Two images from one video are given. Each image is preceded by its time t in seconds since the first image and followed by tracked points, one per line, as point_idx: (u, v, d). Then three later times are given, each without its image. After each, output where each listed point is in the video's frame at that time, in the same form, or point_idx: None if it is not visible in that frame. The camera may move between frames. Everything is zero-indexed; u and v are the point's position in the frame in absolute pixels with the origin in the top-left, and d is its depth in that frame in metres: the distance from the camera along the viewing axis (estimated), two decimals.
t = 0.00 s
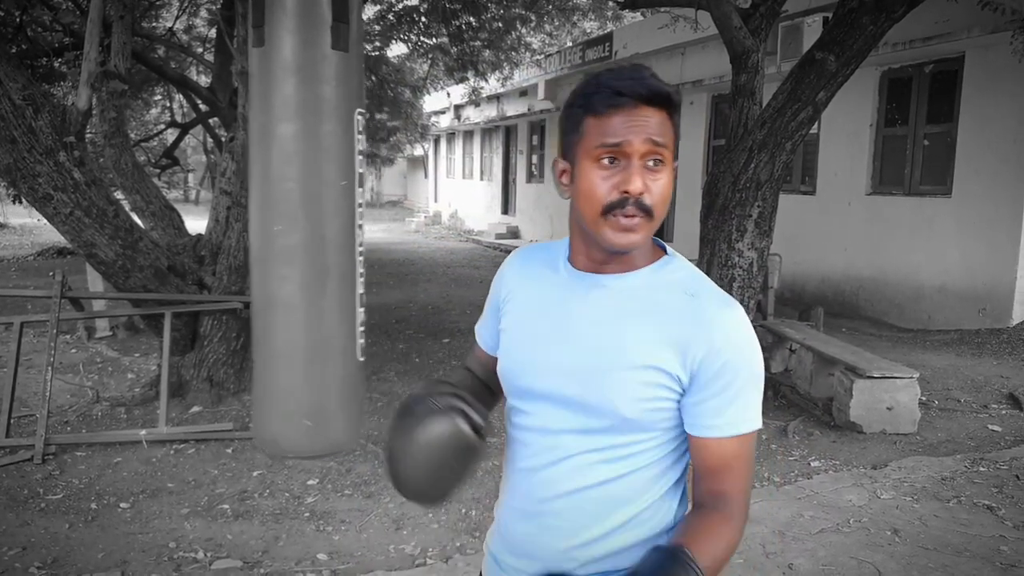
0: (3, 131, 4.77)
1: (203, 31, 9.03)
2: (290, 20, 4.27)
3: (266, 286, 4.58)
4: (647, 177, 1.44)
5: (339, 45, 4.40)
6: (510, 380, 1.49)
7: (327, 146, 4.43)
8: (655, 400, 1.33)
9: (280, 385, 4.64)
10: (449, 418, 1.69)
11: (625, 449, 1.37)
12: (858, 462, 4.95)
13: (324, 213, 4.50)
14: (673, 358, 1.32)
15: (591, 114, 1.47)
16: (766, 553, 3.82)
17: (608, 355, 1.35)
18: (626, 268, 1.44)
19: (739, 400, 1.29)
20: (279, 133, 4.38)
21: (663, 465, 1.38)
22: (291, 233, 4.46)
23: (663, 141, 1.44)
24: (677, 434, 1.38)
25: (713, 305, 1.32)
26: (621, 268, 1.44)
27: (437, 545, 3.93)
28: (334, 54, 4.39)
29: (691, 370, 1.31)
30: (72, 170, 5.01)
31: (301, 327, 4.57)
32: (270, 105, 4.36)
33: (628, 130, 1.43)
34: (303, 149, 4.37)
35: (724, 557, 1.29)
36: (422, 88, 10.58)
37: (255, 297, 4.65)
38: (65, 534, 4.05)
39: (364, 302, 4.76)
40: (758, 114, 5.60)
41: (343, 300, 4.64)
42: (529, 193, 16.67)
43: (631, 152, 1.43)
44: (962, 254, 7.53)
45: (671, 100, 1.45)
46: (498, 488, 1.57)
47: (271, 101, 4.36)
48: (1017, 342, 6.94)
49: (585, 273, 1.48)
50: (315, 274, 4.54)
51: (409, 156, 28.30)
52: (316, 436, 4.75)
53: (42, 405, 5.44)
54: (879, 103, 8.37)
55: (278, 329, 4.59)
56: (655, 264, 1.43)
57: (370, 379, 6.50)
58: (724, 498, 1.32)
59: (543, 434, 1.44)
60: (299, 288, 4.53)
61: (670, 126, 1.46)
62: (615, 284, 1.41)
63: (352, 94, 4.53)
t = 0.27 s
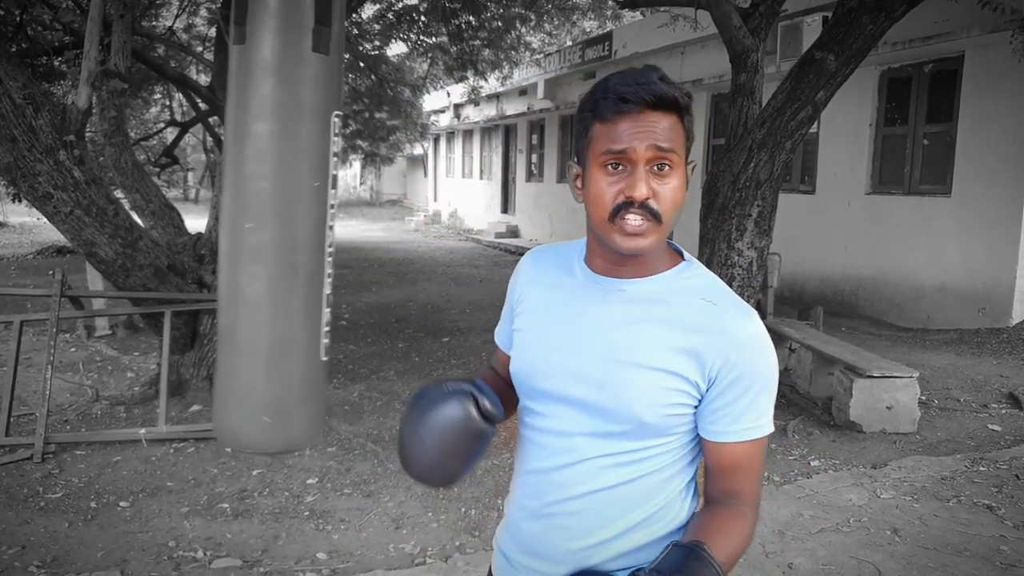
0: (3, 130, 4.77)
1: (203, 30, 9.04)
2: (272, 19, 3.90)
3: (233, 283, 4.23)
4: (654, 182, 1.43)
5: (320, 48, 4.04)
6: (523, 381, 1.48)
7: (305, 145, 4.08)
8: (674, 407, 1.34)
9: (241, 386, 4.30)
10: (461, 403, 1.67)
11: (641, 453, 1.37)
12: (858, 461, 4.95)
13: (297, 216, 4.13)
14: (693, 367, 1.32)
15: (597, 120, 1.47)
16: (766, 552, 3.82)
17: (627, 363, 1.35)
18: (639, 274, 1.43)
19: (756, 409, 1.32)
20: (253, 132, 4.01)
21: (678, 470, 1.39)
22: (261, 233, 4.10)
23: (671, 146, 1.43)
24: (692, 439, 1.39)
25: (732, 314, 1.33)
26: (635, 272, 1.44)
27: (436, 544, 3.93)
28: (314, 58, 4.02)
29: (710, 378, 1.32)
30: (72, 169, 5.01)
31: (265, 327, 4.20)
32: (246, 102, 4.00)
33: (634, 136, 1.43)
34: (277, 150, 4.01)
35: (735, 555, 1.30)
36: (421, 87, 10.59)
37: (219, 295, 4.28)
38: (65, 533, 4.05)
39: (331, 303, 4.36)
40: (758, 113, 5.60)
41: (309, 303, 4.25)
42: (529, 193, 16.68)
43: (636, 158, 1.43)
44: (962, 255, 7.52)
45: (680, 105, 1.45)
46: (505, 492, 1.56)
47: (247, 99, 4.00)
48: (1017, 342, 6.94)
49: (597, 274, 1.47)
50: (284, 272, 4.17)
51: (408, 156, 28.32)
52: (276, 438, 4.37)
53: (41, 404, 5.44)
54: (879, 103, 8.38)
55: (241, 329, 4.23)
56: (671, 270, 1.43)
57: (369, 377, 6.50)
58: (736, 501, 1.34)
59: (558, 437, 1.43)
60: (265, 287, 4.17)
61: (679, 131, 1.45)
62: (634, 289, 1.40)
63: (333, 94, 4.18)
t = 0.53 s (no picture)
0: (5, 130, 4.78)
1: (203, 30, 9.06)
2: (253, 24, 4.35)
3: (207, 276, 4.61)
4: (674, 197, 1.40)
5: (301, 49, 4.47)
6: (545, 379, 1.50)
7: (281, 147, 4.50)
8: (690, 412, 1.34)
9: (210, 380, 4.66)
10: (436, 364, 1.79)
11: (659, 444, 1.37)
12: (859, 460, 4.94)
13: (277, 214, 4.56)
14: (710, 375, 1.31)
15: (617, 134, 1.42)
16: (767, 551, 3.81)
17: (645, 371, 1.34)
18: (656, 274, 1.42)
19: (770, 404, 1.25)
20: (231, 130, 4.43)
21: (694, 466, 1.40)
22: (235, 228, 4.50)
23: (691, 159, 1.39)
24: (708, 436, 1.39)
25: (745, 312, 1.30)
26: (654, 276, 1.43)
27: (437, 543, 3.93)
28: (296, 59, 4.46)
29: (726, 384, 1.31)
30: (73, 170, 5.02)
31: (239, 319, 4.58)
32: (225, 103, 4.42)
33: (653, 151, 1.38)
34: (254, 149, 4.43)
35: (693, 534, 1.22)
36: (422, 87, 10.60)
37: (193, 293, 4.67)
38: (67, 532, 4.06)
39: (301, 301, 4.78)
40: (758, 112, 5.60)
41: (282, 298, 4.65)
42: (530, 193, 16.68)
43: (655, 175, 1.39)
44: (964, 253, 7.51)
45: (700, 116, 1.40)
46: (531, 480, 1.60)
47: (226, 98, 4.43)
48: (1019, 341, 6.93)
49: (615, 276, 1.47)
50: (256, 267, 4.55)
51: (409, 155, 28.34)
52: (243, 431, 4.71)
53: (43, 403, 5.45)
54: (880, 102, 8.37)
55: (214, 324, 4.60)
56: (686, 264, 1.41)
57: (369, 377, 6.50)
58: (726, 486, 1.24)
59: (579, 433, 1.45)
60: (236, 279, 4.55)
61: (699, 146, 1.40)
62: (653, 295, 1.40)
63: (311, 95, 4.61)
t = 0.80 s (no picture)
0: (5, 130, 4.77)
1: (203, 30, 9.06)
2: (249, 22, 4.34)
3: (199, 275, 4.58)
4: (663, 191, 1.38)
5: (297, 51, 4.49)
6: (551, 379, 1.51)
7: (275, 144, 4.49)
8: (675, 411, 1.31)
9: (199, 380, 4.64)
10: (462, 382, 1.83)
11: (654, 450, 1.35)
12: (859, 460, 4.94)
13: (276, 216, 4.56)
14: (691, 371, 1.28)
15: (612, 125, 1.41)
16: (768, 551, 3.81)
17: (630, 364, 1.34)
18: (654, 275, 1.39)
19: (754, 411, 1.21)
20: (225, 129, 4.41)
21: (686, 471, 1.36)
22: (228, 226, 4.48)
23: (681, 156, 1.37)
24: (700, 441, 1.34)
25: (734, 313, 1.26)
26: (650, 272, 1.40)
27: (438, 543, 3.93)
28: (292, 59, 4.47)
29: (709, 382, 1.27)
30: (73, 170, 5.01)
31: (232, 317, 4.53)
32: (220, 102, 4.41)
33: (642, 144, 1.37)
34: (248, 149, 4.42)
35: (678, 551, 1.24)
36: (422, 87, 10.61)
37: (185, 290, 4.64)
38: (67, 533, 4.05)
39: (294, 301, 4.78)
40: (758, 112, 5.60)
41: (275, 297, 4.64)
42: (529, 193, 16.69)
43: (643, 165, 1.38)
44: (963, 254, 7.52)
45: (693, 111, 1.37)
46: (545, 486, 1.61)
47: (221, 96, 4.42)
48: (1018, 341, 6.93)
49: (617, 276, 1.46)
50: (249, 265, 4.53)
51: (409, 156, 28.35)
52: (232, 430, 4.72)
53: (43, 404, 5.44)
54: (879, 102, 8.38)
55: (205, 321, 4.57)
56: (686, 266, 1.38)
57: (369, 377, 6.50)
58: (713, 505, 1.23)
59: (581, 434, 1.45)
60: (228, 278, 4.53)
61: (694, 139, 1.38)
62: (644, 291, 1.38)
63: (307, 94, 4.62)
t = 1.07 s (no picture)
0: (5, 129, 4.78)
1: (204, 29, 9.07)
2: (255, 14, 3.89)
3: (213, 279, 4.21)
4: (642, 199, 1.43)
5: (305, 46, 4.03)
6: (567, 379, 1.62)
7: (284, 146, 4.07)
8: (671, 415, 1.39)
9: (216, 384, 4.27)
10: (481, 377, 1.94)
11: (654, 452, 1.44)
12: (859, 460, 4.94)
13: (278, 206, 2.96)
14: (687, 378, 1.36)
15: (593, 137, 1.49)
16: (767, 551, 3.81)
17: (633, 371, 1.43)
18: (654, 283, 1.47)
19: (749, 419, 1.27)
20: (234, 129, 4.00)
21: (691, 468, 1.43)
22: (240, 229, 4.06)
23: (664, 164, 1.42)
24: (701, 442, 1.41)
25: (728, 323, 1.32)
26: (654, 279, 1.47)
27: (437, 543, 3.93)
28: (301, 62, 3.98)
29: (703, 388, 1.34)
30: (73, 169, 5.01)
31: (244, 326, 3.03)
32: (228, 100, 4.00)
33: (622, 156, 1.43)
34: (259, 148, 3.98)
35: (702, 567, 1.30)
36: (421, 87, 10.62)
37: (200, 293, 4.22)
38: (66, 532, 4.05)
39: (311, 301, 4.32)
40: (758, 112, 5.61)
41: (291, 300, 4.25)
42: (529, 193, 16.69)
43: (619, 176, 1.44)
44: (963, 254, 7.52)
45: (671, 119, 1.43)
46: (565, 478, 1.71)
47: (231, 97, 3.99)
48: (1017, 341, 6.93)
49: (623, 283, 1.54)
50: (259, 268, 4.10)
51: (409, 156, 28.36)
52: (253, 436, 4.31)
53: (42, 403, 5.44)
54: (879, 102, 8.38)
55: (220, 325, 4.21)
56: (688, 274, 1.45)
57: (369, 376, 6.50)
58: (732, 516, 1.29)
59: (591, 434, 1.56)
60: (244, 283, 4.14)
61: (676, 145, 1.43)
62: (647, 299, 1.47)
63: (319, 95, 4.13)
